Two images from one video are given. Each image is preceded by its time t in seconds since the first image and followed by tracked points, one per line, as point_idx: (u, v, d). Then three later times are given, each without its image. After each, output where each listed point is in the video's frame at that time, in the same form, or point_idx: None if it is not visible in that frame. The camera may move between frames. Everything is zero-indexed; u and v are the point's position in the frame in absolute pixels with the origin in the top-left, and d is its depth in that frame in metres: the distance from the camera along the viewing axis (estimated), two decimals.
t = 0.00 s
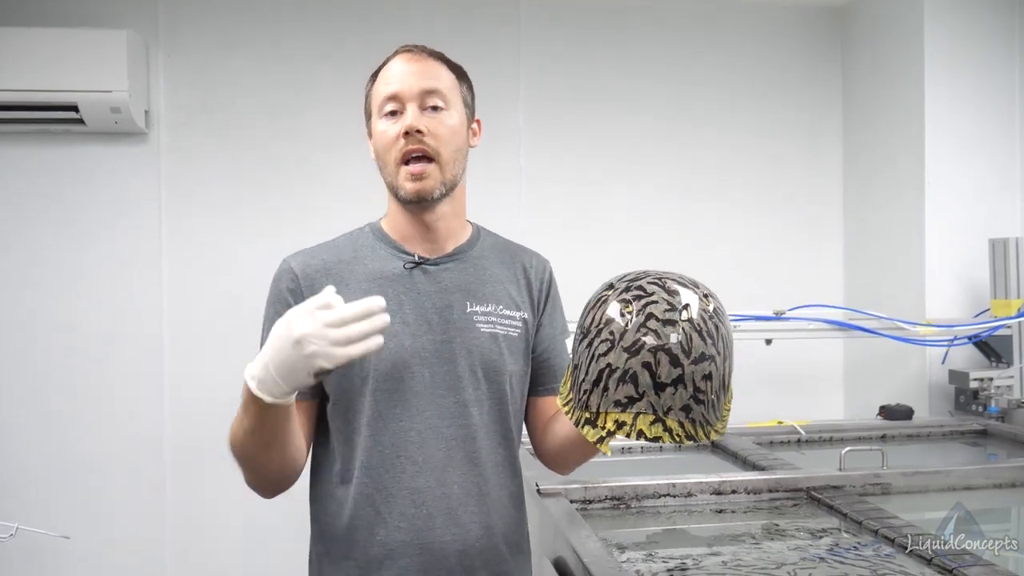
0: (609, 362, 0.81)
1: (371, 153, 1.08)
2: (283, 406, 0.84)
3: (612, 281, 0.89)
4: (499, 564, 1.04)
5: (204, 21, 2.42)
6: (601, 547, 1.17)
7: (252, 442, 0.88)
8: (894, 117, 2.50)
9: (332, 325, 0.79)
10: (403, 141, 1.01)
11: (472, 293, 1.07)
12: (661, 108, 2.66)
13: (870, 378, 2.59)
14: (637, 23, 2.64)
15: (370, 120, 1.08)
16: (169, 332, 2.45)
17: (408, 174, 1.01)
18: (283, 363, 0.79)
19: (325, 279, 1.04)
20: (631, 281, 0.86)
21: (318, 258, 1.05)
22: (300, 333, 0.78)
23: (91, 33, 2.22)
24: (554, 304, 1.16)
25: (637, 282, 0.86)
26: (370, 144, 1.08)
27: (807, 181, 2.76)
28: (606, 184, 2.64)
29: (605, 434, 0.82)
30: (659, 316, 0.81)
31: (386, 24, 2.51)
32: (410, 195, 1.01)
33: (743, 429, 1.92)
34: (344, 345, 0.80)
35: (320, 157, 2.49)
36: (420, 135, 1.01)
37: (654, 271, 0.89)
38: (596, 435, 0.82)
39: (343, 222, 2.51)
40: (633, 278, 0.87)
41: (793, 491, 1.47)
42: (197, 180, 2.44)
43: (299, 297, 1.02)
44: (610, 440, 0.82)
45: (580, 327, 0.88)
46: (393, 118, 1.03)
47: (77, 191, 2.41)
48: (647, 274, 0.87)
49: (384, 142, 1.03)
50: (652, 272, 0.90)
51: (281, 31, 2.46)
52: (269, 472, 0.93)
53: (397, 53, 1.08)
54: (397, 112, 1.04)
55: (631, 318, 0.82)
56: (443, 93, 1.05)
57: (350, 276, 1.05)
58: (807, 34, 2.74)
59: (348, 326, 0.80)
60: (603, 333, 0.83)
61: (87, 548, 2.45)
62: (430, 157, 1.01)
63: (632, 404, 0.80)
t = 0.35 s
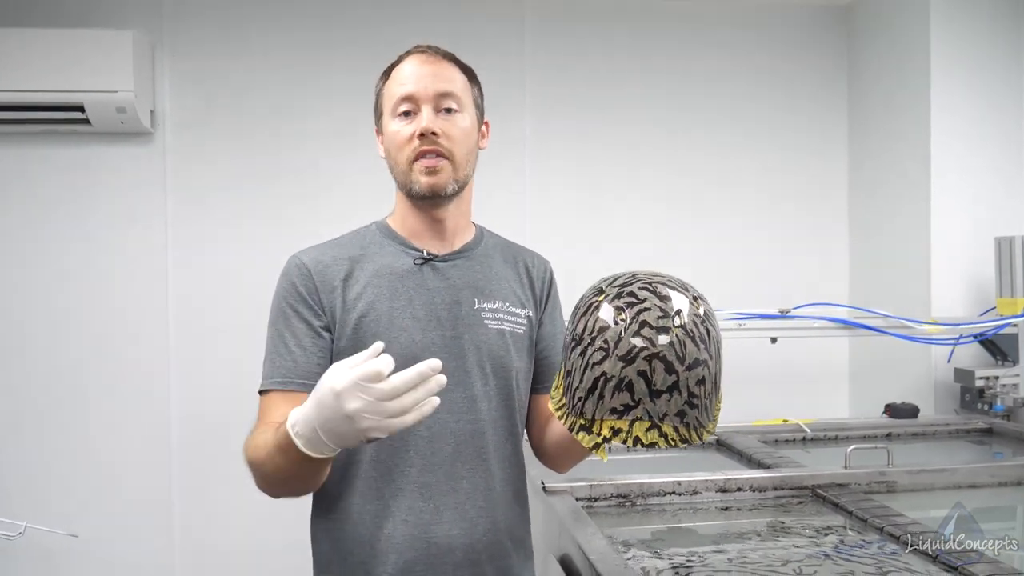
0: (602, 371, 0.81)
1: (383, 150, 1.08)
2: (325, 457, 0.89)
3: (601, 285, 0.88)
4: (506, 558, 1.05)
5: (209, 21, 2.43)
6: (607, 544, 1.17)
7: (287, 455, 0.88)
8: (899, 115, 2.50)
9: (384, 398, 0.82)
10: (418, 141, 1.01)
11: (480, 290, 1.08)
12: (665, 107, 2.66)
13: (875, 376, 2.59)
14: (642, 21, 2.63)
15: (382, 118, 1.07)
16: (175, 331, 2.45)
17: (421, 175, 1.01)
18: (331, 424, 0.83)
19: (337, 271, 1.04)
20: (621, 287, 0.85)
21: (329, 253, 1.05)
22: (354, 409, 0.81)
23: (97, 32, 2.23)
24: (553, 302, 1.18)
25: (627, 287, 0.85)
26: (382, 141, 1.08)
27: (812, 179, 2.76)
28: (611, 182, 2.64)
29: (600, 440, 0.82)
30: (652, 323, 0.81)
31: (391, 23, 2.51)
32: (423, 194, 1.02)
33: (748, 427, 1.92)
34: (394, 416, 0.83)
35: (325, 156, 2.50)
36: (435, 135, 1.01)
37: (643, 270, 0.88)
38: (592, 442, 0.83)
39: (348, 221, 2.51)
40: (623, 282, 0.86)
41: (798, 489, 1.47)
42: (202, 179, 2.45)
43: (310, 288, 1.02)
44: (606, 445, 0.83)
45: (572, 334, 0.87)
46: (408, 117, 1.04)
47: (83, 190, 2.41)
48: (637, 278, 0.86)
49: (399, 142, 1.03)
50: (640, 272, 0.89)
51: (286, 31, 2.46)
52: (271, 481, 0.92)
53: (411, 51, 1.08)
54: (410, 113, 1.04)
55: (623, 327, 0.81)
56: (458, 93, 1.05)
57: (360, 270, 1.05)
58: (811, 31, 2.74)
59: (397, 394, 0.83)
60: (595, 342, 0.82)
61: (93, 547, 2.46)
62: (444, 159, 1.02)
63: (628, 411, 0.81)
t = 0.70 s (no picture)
0: (605, 373, 0.81)
1: (396, 140, 1.07)
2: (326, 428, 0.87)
3: (600, 285, 0.88)
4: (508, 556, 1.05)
5: (212, 19, 2.43)
6: (610, 541, 1.17)
7: (291, 432, 0.87)
8: (902, 113, 2.49)
9: (381, 350, 0.80)
10: (439, 134, 1.02)
11: (480, 289, 1.08)
12: (667, 104, 2.66)
13: (878, 373, 2.59)
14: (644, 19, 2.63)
15: (397, 107, 1.07)
16: (178, 329, 2.46)
17: (437, 168, 1.01)
18: (331, 385, 0.81)
19: (336, 270, 1.03)
20: (621, 287, 0.86)
21: (328, 252, 1.05)
22: (353, 363, 0.80)
23: (99, 31, 2.23)
24: (547, 299, 1.20)
25: (629, 288, 0.85)
26: (395, 131, 1.07)
27: (814, 177, 2.76)
28: (613, 180, 2.64)
29: (601, 440, 0.82)
30: (654, 324, 0.81)
31: (394, 21, 2.51)
32: (437, 186, 1.02)
33: (751, 424, 1.93)
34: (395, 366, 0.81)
35: (327, 154, 2.50)
36: (456, 130, 1.02)
37: (641, 272, 0.88)
38: (593, 442, 0.83)
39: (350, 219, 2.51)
40: (623, 283, 0.86)
41: (801, 486, 1.48)
42: (205, 178, 2.45)
43: (310, 287, 1.01)
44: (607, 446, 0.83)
45: (572, 335, 0.87)
46: (428, 109, 1.04)
47: (86, 188, 2.42)
48: (637, 279, 0.86)
49: (418, 132, 1.03)
50: (638, 273, 0.89)
51: (288, 29, 2.46)
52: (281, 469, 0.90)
53: (433, 45, 1.08)
54: (431, 104, 1.04)
55: (625, 328, 0.81)
56: (477, 92, 1.06)
57: (360, 269, 1.05)
58: (815, 29, 2.73)
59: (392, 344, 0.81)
60: (597, 343, 0.82)
61: (96, 544, 2.47)
62: (460, 152, 1.02)
63: (629, 412, 0.81)
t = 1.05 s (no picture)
0: (581, 358, 0.81)
1: (408, 131, 1.06)
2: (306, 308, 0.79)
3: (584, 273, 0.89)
4: (513, 554, 1.06)
5: (213, 17, 2.43)
6: (613, 540, 1.18)
7: (270, 340, 0.79)
8: (904, 113, 2.49)
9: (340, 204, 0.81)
10: (454, 128, 1.02)
11: (480, 286, 1.09)
12: (670, 104, 2.66)
13: (879, 372, 2.59)
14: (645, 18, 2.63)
15: (411, 99, 1.06)
16: (180, 328, 2.46)
17: (449, 159, 1.01)
18: (303, 250, 0.78)
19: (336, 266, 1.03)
20: (603, 274, 0.86)
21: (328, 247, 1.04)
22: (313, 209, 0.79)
23: (100, 30, 2.23)
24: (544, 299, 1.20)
25: (610, 275, 0.86)
26: (408, 123, 1.06)
27: (816, 176, 2.76)
28: (615, 179, 2.64)
29: (576, 428, 0.81)
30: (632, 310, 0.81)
31: (395, 20, 2.51)
32: (448, 176, 1.02)
33: (753, 423, 1.93)
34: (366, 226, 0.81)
35: (329, 153, 2.50)
36: (471, 126, 1.02)
37: (626, 261, 0.89)
38: (569, 430, 0.82)
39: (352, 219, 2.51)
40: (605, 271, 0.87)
41: (803, 485, 1.48)
42: (206, 177, 2.45)
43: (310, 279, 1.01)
44: (582, 434, 0.82)
45: (552, 320, 0.88)
46: (444, 102, 1.03)
47: (87, 187, 2.42)
48: (620, 267, 0.87)
49: (433, 124, 1.02)
50: (623, 263, 0.90)
51: (289, 25, 2.46)
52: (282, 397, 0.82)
53: (452, 45, 1.08)
54: (447, 98, 1.04)
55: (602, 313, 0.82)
56: (493, 92, 1.07)
57: (360, 265, 1.05)
58: (816, 29, 2.73)
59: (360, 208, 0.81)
60: (574, 328, 0.83)
61: (98, 544, 2.47)
62: (473, 149, 1.02)
63: (605, 399, 0.80)
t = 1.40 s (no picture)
0: (585, 386, 0.83)
1: (409, 138, 1.06)
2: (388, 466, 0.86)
3: (591, 297, 0.91)
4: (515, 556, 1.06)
5: (215, 18, 2.43)
6: (615, 542, 1.17)
7: (343, 460, 0.84)
8: (905, 115, 2.49)
9: (460, 405, 0.82)
10: (452, 139, 1.02)
11: (483, 289, 1.09)
12: (671, 104, 2.66)
13: (880, 374, 2.59)
14: (646, 18, 2.63)
15: (413, 106, 1.06)
16: (181, 327, 2.46)
17: (447, 171, 1.02)
18: (405, 436, 0.81)
19: (340, 272, 1.02)
20: (611, 302, 0.88)
21: (331, 252, 1.04)
22: (432, 417, 0.81)
23: (102, 30, 2.23)
24: (546, 303, 1.20)
25: (618, 302, 0.88)
26: (409, 130, 1.06)
27: (817, 177, 2.76)
28: (617, 179, 2.64)
29: (576, 453, 0.84)
30: (638, 342, 0.83)
31: (397, 20, 2.51)
32: (446, 188, 1.02)
33: (755, 425, 1.93)
34: (471, 422, 0.84)
35: (331, 153, 2.50)
36: (470, 137, 1.02)
37: (635, 288, 0.91)
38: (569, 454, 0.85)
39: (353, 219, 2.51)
40: (613, 298, 0.89)
41: (805, 488, 1.48)
42: (208, 176, 2.45)
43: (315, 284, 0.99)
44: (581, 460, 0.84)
45: (557, 343, 0.89)
46: (443, 112, 1.03)
47: (89, 187, 2.42)
48: (628, 295, 0.89)
49: (432, 134, 1.02)
50: (632, 288, 0.91)
51: (291, 25, 2.46)
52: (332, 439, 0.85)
53: (454, 49, 1.07)
54: (447, 107, 1.04)
55: (610, 343, 0.84)
56: (494, 100, 1.06)
57: (364, 270, 1.04)
58: (818, 30, 2.73)
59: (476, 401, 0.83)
60: (580, 355, 0.85)
61: (98, 543, 2.47)
62: (472, 160, 1.03)
63: (606, 428, 0.83)
